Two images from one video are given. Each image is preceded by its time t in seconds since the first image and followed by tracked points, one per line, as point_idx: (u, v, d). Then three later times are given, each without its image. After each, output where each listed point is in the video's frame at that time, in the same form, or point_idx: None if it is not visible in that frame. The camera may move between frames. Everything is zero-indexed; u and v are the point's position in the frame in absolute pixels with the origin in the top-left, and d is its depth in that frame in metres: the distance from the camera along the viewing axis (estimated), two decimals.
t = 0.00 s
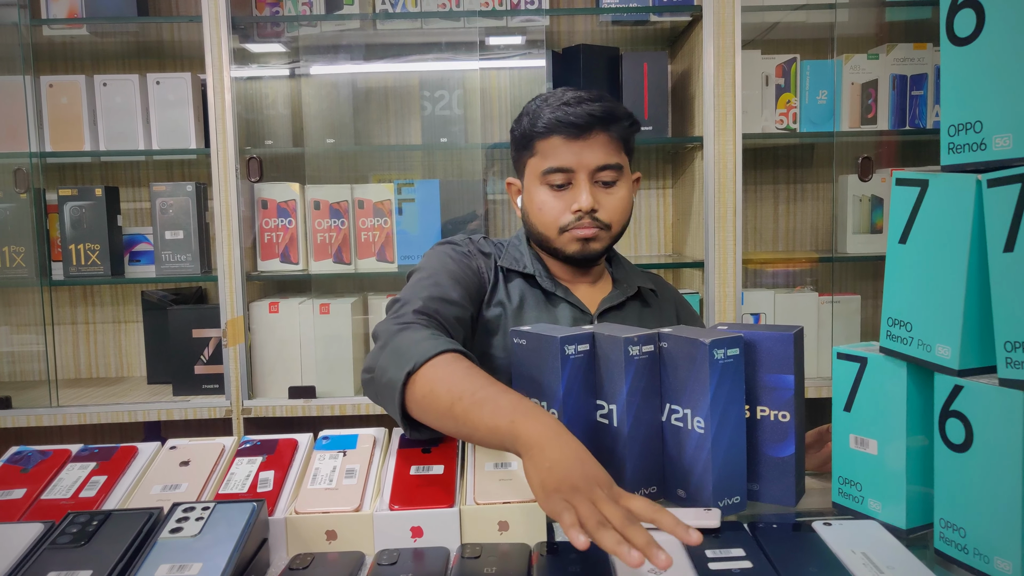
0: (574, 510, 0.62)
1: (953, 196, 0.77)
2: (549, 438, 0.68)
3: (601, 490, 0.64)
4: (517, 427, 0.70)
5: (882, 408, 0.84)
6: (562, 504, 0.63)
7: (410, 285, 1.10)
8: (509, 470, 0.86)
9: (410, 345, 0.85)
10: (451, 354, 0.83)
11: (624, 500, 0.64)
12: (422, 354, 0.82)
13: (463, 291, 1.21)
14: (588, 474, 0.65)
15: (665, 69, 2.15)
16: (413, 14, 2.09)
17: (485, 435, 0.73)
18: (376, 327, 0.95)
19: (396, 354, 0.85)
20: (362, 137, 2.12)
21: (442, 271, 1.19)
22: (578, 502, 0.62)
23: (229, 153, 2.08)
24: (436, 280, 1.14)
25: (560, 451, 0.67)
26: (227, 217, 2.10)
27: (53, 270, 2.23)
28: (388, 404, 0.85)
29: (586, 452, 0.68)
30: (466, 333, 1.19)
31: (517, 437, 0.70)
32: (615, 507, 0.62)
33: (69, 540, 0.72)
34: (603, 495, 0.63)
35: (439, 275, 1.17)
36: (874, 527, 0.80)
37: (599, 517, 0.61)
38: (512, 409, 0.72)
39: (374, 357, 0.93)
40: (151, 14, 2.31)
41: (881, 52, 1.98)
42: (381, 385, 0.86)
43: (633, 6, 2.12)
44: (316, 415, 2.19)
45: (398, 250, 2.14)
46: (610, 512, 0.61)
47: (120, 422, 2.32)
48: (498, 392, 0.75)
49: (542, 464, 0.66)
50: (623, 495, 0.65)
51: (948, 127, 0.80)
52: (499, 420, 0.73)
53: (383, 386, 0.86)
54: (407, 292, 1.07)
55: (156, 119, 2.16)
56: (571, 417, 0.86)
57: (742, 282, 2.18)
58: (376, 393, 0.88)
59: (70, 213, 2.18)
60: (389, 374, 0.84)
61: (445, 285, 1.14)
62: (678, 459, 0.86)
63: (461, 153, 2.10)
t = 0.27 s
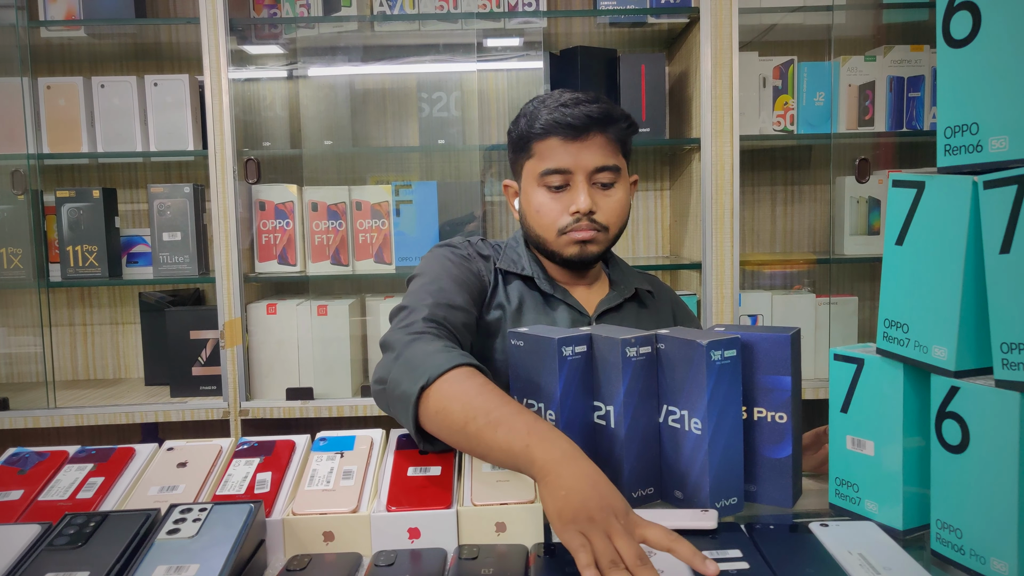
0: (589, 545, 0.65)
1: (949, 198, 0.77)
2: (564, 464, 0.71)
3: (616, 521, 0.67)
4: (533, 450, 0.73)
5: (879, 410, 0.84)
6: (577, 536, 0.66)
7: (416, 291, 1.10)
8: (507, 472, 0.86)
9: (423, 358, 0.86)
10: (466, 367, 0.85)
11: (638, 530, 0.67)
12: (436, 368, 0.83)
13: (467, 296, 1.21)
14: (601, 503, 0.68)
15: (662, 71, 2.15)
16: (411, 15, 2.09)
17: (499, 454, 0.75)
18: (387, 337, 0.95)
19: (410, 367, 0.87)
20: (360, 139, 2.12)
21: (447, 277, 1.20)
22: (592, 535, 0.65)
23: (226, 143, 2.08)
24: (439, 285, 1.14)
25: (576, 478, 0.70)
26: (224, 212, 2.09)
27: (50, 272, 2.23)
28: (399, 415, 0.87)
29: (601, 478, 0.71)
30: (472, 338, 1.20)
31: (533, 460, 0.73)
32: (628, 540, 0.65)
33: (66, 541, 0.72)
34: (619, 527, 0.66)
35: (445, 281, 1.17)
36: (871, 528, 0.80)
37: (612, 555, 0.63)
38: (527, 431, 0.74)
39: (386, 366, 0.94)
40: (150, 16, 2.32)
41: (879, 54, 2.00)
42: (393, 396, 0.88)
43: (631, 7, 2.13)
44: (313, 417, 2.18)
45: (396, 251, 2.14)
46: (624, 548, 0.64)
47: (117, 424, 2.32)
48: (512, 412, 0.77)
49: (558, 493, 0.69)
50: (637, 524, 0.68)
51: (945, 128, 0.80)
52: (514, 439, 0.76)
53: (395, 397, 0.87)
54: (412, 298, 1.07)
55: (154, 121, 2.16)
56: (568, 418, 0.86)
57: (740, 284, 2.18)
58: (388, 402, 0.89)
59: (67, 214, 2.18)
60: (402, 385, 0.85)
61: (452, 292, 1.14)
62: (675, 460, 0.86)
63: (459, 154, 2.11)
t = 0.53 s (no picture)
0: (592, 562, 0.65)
1: (945, 198, 0.78)
2: (569, 480, 0.71)
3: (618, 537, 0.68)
4: (536, 466, 0.73)
5: (877, 410, 0.84)
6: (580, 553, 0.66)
7: (415, 295, 1.10)
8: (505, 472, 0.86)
9: (422, 366, 0.87)
10: (466, 375, 0.85)
11: (641, 546, 0.68)
12: (435, 377, 0.84)
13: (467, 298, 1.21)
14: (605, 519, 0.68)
15: (660, 71, 2.15)
16: (409, 16, 2.08)
17: (503, 469, 0.76)
18: (385, 345, 0.95)
19: (410, 375, 0.87)
20: (357, 139, 2.13)
21: (448, 281, 1.20)
22: (596, 553, 0.66)
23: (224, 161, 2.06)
24: (438, 288, 1.14)
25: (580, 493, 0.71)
26: (222, 209, 2.08)
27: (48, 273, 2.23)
28: (399, 424, 0.87)
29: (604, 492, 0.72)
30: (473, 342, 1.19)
31: (536, 475, 0.73)
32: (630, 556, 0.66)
33: (63, 542, 0.72)
34: (622, 545, 0.67)
35: (445, 285, 1.17)
36: (868, 528, 0.81)
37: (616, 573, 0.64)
38: (532, 446, 0.74)
39: (384, 375, 0.94)
40: (147, 18, 2.32)
41: (876, 54, 1.99)
42: (393, 406, 0.88)
43: (628, 8, 2.13)
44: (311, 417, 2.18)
45: (394, 252, 2.15)
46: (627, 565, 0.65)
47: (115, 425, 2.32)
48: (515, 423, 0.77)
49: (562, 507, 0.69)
50: (638, 539, 0.69)
51: (941, 129, 0.80)
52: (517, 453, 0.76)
53: (395, 406, 0.87)
54: (412, 302, 1.08)
55: (152, 122, 2.16)
56: (565, 419, 0.86)
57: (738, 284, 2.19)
58: (388, 411, 0.90)
59: (65, 216, 2.18)
60: (402, 395, 0.86)
61: (452, 296, 1.14)
62: (672, 461, 0.86)
63: (457, 155, 2.12)
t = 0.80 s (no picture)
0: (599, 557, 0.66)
1: (943, 198, 0.78)
2: (575, 472, 0.73)
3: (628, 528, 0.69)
4: (543, 460, 0.75)
5: (876, 410, 0.84)
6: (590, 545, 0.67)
7: (414, 295, 1.10)
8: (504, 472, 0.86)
9: (424, 366, 0.88)
10: (469, 373, 0.86)
11: (649, 542, 0.68)
12: (438, 377, 0.85)
13: (466, 298, 1.21)
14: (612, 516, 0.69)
15: (659, 72, 2.15)
16: (408, 16, 2.08)
17: (509, 464, 0.77)
18: (386, 345, 0.96)
19: (412, 376, 0.88)
20: (356, 140, 2.14)
21: (446, 281, 1.20)
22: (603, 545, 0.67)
23: (224, 157, 2.07)
24: (437, 288, 1.14)
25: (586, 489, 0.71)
26: (222, 219, 2.09)
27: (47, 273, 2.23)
28: (402, 424, 0.88)
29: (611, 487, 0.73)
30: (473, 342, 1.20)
31: (544, 469, 0.74)
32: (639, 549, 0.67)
33: (62, 542, 0.72)
34: (628, 539, 0.67)
35: (444, 285, 1.17)
36: (866, 528, 0.81)
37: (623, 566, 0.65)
38: (538, 441, 0.76)
39: (385, 376, 0.95)
40: (146, 18, 2.32)
41: (875, 54, 2.01)
42: (396, 406, 0.89)
43: (627, 9, 2.13)
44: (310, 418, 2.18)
45: (392, 252, 2.15)
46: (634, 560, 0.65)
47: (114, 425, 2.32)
48: (522, 418, 0.78)
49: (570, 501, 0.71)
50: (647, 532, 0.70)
51: (940, 129, 0.80)
52: (523, 448, 0.77)
53: (397, 406, 0.88)
54: (410, 301, 1.08)
55: (150, 122, 2.15)
56: (564, 419, 0.86)
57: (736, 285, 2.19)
58: (391, 412, 0.90)
59: (63, 216, 2.18)
60: (405, 395, 0.86)
61: (451, 295, 1.14)
62: (671, 461, 0.86)
63: (456, 155, 2.12)
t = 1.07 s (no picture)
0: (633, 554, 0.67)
1: (943, 197, 0.78)
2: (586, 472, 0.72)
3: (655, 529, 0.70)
4: (566, 462, 0.75)
5: (876, 410, 0.84)
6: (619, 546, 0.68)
7: (418, 295, 1.10)
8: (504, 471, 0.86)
9: (434, 368, 0.87)
10: (480, 375, 0.86)
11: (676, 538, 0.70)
12: (451, 379, 0.84)
13: (467, 298, 1.21)
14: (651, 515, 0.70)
15: (658, 71, 2.15)
16: (408, 15, 2.08)
17: (529, 466, 0.77)
18: (392, 347, 0.95)
19: (423, 379, 0.87)
20: (356, 140, 2.13)
21: (448, 281, 1.20)
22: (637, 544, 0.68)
23: (223, 160, 2.06)
24: (439, 287, 1.14)
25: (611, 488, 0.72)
26: (221, 210, 2.08)
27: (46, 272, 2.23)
28: (411, 426, 0.87)
29: (635, 485, 0.73)
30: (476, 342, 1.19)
31: (567, 470, 0.74)
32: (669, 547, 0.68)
33: (61, 541, 0.72)
34: (659, 535, 0.69)
35: (447, 285, 1.17)
36: (866, 527, 0.81)
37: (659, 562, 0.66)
38: (563, 445, 0.76)
39: (391, 377, 0.94)
40: (145, 17, 2.31)
41: (875, 54, 2.00)
42: (405, 408, 0.88)
43: (627, 8, 2.13)
44: (310, 417, 2.18)
45: (392, 251, 2.15)
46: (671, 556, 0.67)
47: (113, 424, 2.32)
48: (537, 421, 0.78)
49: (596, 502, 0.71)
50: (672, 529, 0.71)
51: (940, 128, 0.80)
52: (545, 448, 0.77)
53: (405, 407, 0.88)
54: (414, 302, 1.08)
55: (149, 120, 2.15)
56: (563, 418, 0.86)
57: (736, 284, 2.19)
58: (398, 414, 0.90)
59: (62, 215, 2.18)
60: (414, 397, 0.86)
61: (454, 295, 1.14)
62: (671, 460, 0.86)
63: (455, 154, 2.12)
